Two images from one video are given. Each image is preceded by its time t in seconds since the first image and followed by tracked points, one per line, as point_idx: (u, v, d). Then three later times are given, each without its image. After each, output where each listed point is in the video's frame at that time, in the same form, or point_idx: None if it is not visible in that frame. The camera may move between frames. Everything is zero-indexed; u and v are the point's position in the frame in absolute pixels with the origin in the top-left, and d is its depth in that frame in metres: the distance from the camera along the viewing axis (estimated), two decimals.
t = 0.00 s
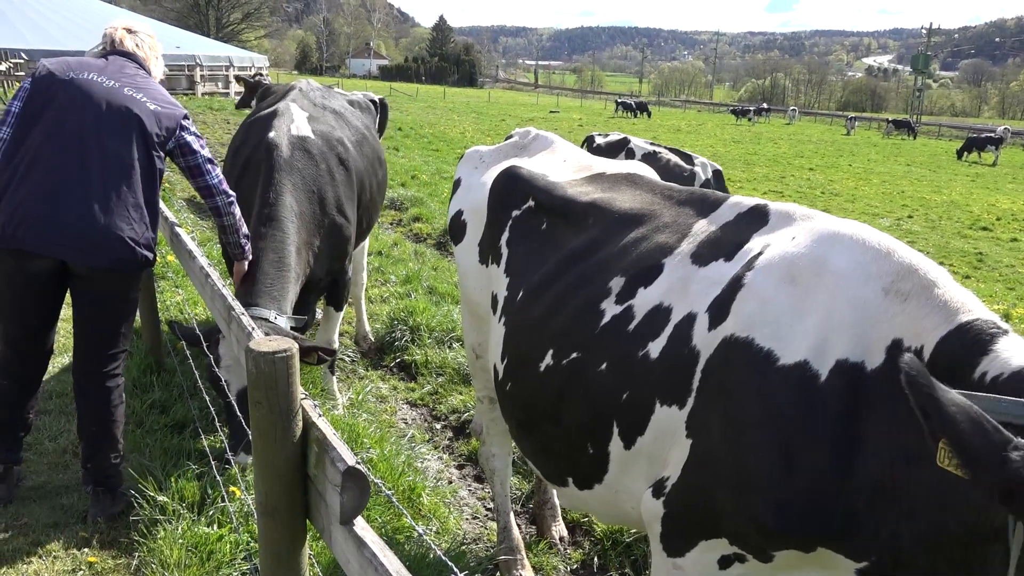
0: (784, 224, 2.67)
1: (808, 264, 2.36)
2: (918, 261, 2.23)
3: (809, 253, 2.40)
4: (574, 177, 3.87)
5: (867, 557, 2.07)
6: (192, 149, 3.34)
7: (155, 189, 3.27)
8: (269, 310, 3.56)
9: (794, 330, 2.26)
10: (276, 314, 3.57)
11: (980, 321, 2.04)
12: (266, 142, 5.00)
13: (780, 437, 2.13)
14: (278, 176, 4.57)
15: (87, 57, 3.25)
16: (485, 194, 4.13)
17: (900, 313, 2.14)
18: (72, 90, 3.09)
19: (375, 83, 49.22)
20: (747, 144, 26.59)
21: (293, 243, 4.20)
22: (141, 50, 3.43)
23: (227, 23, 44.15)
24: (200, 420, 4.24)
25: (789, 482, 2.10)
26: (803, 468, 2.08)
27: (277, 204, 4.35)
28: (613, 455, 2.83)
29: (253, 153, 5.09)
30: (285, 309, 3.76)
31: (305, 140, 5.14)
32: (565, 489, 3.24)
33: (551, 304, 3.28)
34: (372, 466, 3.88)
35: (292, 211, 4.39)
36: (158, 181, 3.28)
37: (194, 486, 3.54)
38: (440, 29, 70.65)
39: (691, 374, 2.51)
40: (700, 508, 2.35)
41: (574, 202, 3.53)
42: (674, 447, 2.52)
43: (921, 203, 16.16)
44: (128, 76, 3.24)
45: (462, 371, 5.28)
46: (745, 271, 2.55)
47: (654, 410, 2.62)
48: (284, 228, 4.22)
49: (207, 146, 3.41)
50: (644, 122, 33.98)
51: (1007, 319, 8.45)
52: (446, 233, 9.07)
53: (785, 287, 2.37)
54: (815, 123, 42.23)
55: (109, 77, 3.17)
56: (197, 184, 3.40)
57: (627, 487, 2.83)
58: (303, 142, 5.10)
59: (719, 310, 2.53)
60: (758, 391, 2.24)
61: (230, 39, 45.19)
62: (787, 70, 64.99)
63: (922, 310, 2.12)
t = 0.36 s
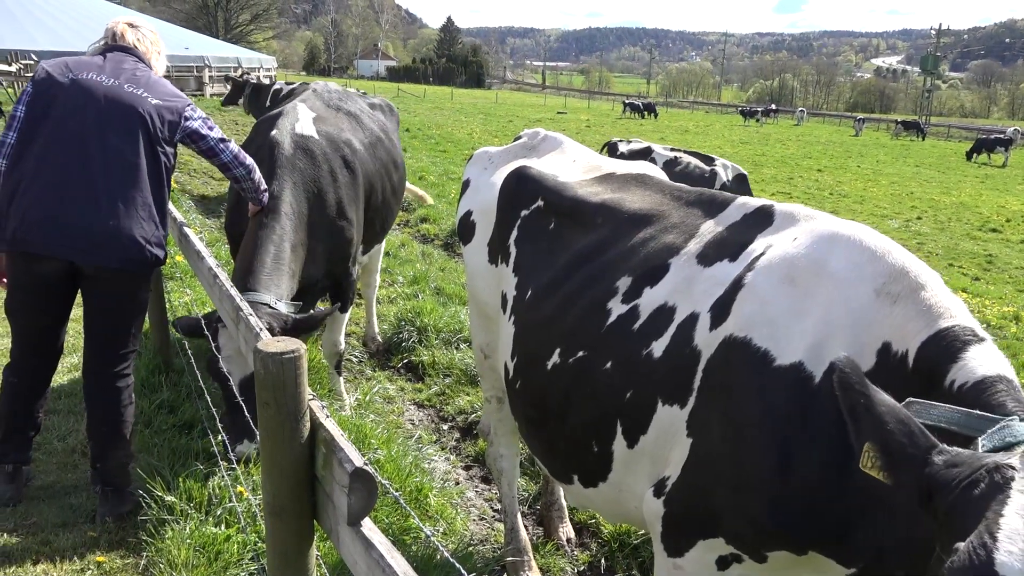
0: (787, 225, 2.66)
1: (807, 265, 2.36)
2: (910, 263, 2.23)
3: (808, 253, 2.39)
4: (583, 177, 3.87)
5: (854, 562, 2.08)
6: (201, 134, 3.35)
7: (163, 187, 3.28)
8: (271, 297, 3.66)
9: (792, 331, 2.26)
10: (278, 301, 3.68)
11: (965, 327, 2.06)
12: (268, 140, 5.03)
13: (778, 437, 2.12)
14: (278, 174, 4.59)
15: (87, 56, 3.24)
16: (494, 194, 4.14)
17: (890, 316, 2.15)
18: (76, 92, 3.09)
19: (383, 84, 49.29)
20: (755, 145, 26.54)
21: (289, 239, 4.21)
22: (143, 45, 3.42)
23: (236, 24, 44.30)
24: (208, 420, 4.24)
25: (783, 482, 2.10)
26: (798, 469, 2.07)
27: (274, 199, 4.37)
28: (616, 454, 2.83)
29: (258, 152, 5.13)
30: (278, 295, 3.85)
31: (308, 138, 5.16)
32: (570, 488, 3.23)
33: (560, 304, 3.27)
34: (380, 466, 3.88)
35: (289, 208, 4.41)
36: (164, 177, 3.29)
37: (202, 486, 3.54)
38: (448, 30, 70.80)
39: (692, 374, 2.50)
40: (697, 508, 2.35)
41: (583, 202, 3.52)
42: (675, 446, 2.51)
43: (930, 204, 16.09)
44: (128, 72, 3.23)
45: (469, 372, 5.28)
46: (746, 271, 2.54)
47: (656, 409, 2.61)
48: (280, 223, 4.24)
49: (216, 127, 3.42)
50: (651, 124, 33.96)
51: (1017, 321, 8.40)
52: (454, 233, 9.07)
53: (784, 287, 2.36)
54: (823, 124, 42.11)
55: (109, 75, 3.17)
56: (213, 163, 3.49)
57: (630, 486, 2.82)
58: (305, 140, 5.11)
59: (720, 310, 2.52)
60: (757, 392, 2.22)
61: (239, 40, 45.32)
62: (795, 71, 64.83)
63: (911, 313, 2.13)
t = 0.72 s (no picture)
0: (784, 225, 2.66)
1: (801, 265, 2.35)
2: (903, 266, 2.21)
3: (802, 253, 2.38)
4: (589, 178, 3.87)
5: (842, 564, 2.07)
6: (207, 135, 3.38)
7: (176, 187, 3.32)
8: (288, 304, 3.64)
9: (783, 330, 2.25)
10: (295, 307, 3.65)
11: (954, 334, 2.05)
12: (274, 143, 5.04)
13: (769, 436, 2.11)
14: (284, 177, 4.60)
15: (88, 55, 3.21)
16: (502, 195, 4.15)
17: (879, 319, 2.14)
18: (83, 96, 3.07)
19: (389, 85, 49.38)
20: (762, 145, 26.49)
21: (300, 243, 4.21)
22: (143, 39, 3.40)
23: (243, 26, 44.44)
24: (215, 421, 4.26)
25: (773, 482, 2.09)
26: (788, 468, 2.06)
27: (284, 205, 4.38)
28: (613, 452, 2.83)
29: (264, 155, 5.14)
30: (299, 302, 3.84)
31: (314, 141, 5.17)
32: (570, 486, 3.24)
33: (563, 304, 3.26)
34: (386, 467, 3.88)
35: (298, 213, 4.42)
36: (177, 176, 3.32)
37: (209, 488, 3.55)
38: (454, 32, 70.90)
39: (687, 372, 2.50)
40: (688, 506, 2.35)
41: (588, 203, 3.51)
42: (669, 444, 2.51)
43: (938, 204, 16.01)
44: (133, 71, 3.21)
45: (475, 373, 5.28)
46: (741, 270, 2.54)
47: (651, 407, 2.61)
48: (290, 228, 4.24)
49: (221, 128, 3.44)
50: (658, 124, 33.93)
51: None
52: (461, 234, 9.08)
53: (777, 287, 2.36)
54: (830, 124, 41.99)
55: (116, 77, 3.15)
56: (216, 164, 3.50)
57: (627, 484, 2.82)
58: (311, 143, 5.12)
59: (714, 309, 2.52)
60: (748, 391, 2.22)
61: (246, 41, 45.40)
62: (802, 71, 64.62)
63: (900, 317, 2.12)
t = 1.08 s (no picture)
0: (792, 225, 2.65)
1: (808, 266, 2.34)
2: (911, 269, 2.19)
3: (809, 255, 2.37)
4: (597, 177, 3.87)
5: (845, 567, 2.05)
6: (220, 130, 3.36)
7: (189, 188, 3.35)
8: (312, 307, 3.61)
9: (786, 332, 2.25)
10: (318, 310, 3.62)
11: (961, 340, 2.01)
12: (292, 144, 5.06)
13: (771, 437, 2.10)
14: (304, 179, 4.61)
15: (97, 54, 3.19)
16: (511, 194, 4.15)
17: (885, 322, 2.12)
18: (96, 98, 3.08)
19: (396, 86, 49.46)
20: (771, 145, 26.44)
21: (320, 244, 4.22)
22: (152, 34, 3.39)
23: (251, 27, 44.58)
24: (224, 421, 4.27)
25: (776, 482, 2.08)
26: (790, 469, 2.05)
27: (304, 206, 4.39)
28: (617, 450, 2.82)
29: (281, 155, 5.15)
30: (323, 305, 3.84)
31: (331, 142, 5.19)
32: (575, 486, 3.24)
33: (571, 302, 3.25)
34: (395, 467, 3.89)
35: (317, 214, 4.43)
36: (189, 174, 3.34)
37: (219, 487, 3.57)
38: (461, 33, 71.01)
39: (691, 371, 2.49)
40: (692, 506, 2.35)
41: (596, 202, 3.51)
42: (673, 444, 2.50)
43: (948, 204, 15.95)
44: (144, 71, 3.20)
45: (483, 373, 5.28)
46: (747, 270, 2.54)
47: (656, 406, 2.60)
48: (311, 230, 4.24)
49: (233, 122, 3.43)
50: (665, 124, 33.89)
51: None
52: (469, 234, 9.09)
53: (782, 288, 2.35)
54: (837, 124, 41.87)
55: (126, 78, 3.14)
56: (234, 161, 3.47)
57: (631, 484, 2.82)
58: (328, 144, 5.14)
59: (720, 309, 2.51)
60: (751, 392, 2.21)
61: (254, 43, 45.55)
62: (811, 71, 64.41)
63: (906, 321, 2.09)
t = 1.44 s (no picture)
0: (801, 226, 2.64)
1: (816, 267, 2.33)
2: (919, 270, 2.18)
3: (817, 256, 2.37)
4: (604, 178, 3.87)
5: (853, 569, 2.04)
6: (231, 129, 3.40)
7: (199, 191, 3.37)
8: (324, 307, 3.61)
9: (794, 332, 2.24)
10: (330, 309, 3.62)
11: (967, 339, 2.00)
12: (306, 144, 5.06)
13: (779, 438, 2.10)
14: (317, 178, 4.61)
15: (110, 56, 3.17)
16: (518, 195, 4.14)
17: (892, 322, 2.11)
18: (109, 102, 3.08)
19: (403, 87, 49.55)
20: (778, 146, 26.40)
21: (332, 244, 4.21)
22: (163, 31, 3.36)
23: (260, 29, 44.76)
24: (232, 420, 4.27)
25: (784, 484, 2.07)
26: (798, 471, 2.04)
27: (315, 205, 4.38)
28: (624, 452, 2.82)
29: (295, 156, 5.16)
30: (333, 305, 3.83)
31: (345, 142, 5.19)
32: (581, 488, 3.24)
33: (579, 303, 3.25)
34: (402, 468, 3.89)
35: (330, 213, 4.42)
36: (200, 177, 3.36)
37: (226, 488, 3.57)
38: (469, 34, 71.10)
39: (699, 372, 2.48)
40: (699, 507, 2.34)
41: (604, 202, 3.50)
42: (680, 446, 2.49)
43: (957, 205, 15.89)
44: (156, 73, 3.19)
45: (490, 374, 5.28)
46: (756, 271, 2.53)
47: (664, 408, 2.59)
48: (323, 229, 4.24)
49: (245, 119, 3.45)
50: (672, 125, 33.85)
51: None
52: (476, 235, 9.09)
53: (791, 289, 2.34)
54: (844, 125, 41.76)
55: (139, 82, 3.13)
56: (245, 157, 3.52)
57: (637, 485, 2.81)
58: (342, 144, 5.14)
59: (728, 310, 2.50)
60: (759, 394, 2.21)
61: (262, 44, 45.69)
62: (818, 72, 64.26)
63: (913, 321, 2.09)
